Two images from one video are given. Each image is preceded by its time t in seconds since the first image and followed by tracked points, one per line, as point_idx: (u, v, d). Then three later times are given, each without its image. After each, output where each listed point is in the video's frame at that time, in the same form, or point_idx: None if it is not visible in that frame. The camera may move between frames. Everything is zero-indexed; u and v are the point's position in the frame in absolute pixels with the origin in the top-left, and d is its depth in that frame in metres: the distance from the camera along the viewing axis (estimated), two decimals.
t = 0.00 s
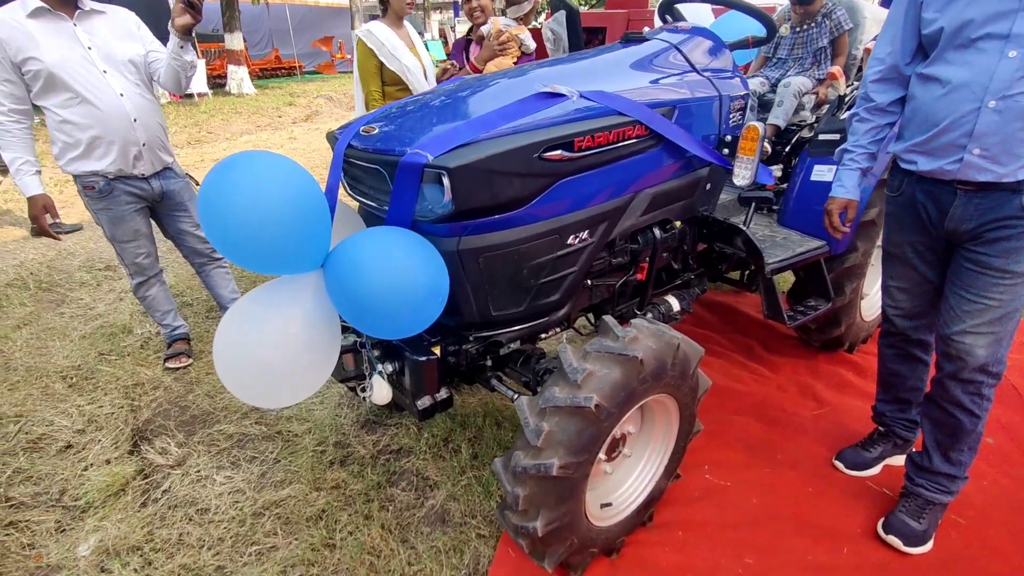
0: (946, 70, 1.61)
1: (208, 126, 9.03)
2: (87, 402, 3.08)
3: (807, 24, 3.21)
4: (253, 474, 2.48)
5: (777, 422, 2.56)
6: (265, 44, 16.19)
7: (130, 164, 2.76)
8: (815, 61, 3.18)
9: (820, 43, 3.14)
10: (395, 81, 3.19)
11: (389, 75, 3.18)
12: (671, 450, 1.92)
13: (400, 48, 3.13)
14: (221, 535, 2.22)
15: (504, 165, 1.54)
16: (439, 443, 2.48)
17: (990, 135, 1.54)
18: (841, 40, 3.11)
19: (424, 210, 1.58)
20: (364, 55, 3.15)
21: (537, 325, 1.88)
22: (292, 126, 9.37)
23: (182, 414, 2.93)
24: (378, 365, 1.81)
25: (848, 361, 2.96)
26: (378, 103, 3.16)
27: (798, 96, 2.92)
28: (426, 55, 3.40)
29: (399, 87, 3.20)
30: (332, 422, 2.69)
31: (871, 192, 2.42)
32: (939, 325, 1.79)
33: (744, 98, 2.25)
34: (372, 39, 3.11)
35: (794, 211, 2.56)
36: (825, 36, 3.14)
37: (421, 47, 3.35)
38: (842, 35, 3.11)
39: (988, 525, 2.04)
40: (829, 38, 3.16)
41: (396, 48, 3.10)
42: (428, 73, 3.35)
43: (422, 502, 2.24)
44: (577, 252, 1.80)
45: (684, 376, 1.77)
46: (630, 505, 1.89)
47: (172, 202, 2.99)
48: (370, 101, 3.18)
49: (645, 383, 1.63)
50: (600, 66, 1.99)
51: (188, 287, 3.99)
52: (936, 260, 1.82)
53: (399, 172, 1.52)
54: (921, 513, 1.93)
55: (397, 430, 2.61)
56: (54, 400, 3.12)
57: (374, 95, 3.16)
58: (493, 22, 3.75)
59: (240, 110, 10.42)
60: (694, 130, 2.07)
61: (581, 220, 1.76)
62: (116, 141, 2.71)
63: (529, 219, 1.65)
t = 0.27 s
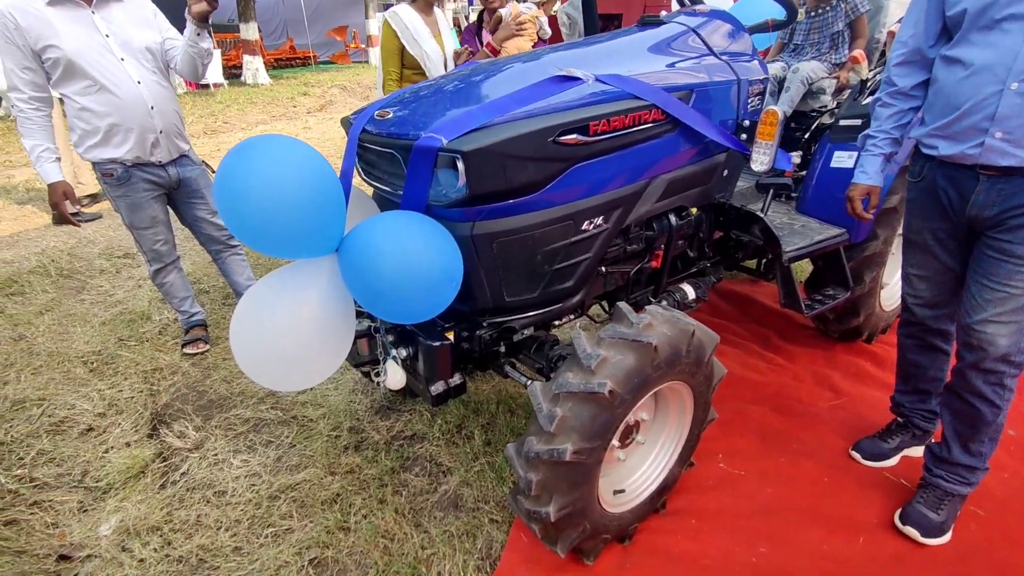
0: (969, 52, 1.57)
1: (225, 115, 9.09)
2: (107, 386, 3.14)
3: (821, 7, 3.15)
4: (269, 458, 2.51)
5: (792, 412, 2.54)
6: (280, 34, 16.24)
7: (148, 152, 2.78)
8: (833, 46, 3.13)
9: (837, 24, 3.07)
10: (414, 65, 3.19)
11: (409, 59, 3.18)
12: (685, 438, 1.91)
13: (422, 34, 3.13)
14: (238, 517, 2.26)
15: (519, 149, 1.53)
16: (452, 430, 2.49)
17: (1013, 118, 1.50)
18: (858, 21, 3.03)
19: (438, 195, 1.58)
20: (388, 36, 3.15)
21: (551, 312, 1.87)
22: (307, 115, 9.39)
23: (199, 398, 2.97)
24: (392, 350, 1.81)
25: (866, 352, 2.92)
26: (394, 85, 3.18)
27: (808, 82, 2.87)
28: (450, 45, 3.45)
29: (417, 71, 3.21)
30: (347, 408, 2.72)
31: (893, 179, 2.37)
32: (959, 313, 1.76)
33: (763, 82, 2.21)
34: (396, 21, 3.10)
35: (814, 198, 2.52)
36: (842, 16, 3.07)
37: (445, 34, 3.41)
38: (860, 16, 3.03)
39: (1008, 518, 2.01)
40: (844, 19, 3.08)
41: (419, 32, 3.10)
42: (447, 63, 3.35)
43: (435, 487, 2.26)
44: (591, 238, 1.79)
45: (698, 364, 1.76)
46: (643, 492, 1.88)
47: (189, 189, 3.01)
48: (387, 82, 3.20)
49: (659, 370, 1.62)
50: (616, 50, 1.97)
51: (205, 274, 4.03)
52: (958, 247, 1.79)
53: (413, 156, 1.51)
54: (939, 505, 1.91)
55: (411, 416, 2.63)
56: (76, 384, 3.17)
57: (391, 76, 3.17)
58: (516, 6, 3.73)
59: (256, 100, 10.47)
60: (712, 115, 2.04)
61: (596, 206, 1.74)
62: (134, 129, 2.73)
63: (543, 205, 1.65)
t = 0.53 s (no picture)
0: (987, 30, 1.54)
1: (235, 105, 9.12)
2: (120, 371, 3.17)
3: None
4: (279, 442, 2.53)
5: (803, 399, 2.52)
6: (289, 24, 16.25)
7: (157, 138, 2.80)
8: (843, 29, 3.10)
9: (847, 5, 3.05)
10: (424, 49, 3.22)
11: (421, 43, 3.21)
12: (694, 423, 1.90)
13: (435, 19, 3.10)
14: (248, 499, 2.28)
15: (528, 129, 1.52)
16: (461, 415, 2.50)
17: None
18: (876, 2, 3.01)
19: (447, 176, 1.57)
20: (401, 20, 3.17)
21: (560, 296, 1.87)
22: (316, 105, 9.40)
23: (210, 383, 2.99)
24: (401, 333, 1.81)
25: (878, 339, 2.89)
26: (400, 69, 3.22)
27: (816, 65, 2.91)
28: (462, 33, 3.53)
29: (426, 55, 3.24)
30: (356, 393, 2.73)
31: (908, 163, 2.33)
32: (974, 298, 1.74)
33: (776, 64, 2.18)
34: (409, 4, 3.07)
35: (827, 183, 2.49)
36: None
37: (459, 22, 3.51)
38: None
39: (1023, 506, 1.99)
40: None
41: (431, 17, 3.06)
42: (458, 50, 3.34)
43: (444, 471, 2.27)
44: (601, 221, 1.78)
45: (709, 348, 1.75)
46: (651, 477, 1.88)
47: (198, 175, 3.02)
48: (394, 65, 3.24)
49: (669, 352, 1.61)
50: (627, 31, 1.95)
51: (215, 261, 4.05)
52: (973, 231, 1.76)
53: (422, 136, 1.50)
54: (952, 491, 1.89)
55: (419, 401, 2.64)
56: (89, 369, 3.21)
57: (398, 61, 3.22)
58: None
59: (266, 89, 10.48)
60: (724, 96, 2.02)
61: (606, 188, 1.73)
62: (143, 115, 2.74)
63: (552, 186, 1.64)
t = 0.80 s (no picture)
0: (993, 12, 1.51)
1: (237, 98, 9.12)
2: (119, 361, 3.17)
3: None
4: (277, 431, 2.53)
5: (803, 390, 2.50)
6: (292, 16, 16.21)
7: (155, 127, 2.79)
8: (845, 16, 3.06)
9: None
10: (420, 39, 3.23)
11: (415, 34, 3.21)
12: (692, 412, 1.89)
13: (429, 7, 3.09)
14: (246, 488, 2.28)
15: (523, 113, 1.50)
16: (458, 405, 2.49)
17: None
18: None
19: (442, 161, 1.56)
20: (393, 9, 3.14)
21: (557, 284, 1.85)
22: (318, 97, 9.38)
23: (209, 373, 2.99)
24: (396, 321, 1.80)
25: (880, 331, 2.87)
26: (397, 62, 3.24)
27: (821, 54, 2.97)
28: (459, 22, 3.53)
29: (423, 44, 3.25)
30: (354, 383, 2.73)
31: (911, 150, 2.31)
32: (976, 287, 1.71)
33: (778, 50, 2.15)
34: None
35: (829, 172, 2.46)
36: None
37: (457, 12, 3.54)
38: None
39: None
40: None
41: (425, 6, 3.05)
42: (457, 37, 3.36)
43: (441, 461, 2.27)
44: (598, 208, 1.76)
45: (706, 336, 1.73)
46: (648, 466, 1.87)
47: (196, 164, 3.02)
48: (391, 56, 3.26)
49: (666, 341, 1.59)
50: (626, 15, 1.92)
51: (215, 252, 4.05)
52: (977, 219, 1.73)
53: (416, 120, 1.49)
54: (952, 482, 1.87)
55: (417, 391, 2.63)
56: (89, 358, 3.22)
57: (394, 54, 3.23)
58: None
59: (268, 82, 10.47)
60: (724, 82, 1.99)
61: (603, 174, 1.71)
62: (140, 103, 2.73)
63: (549, 172, 1.62)
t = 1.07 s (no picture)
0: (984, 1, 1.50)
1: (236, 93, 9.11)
2: (114, 357, 3.17)
3: None
4: (270, 426, 2.54)
5: (796, 386, 2.49)
6: (292, 11, 16.18)
7: (151, 121, 2.78)
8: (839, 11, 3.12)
9: None
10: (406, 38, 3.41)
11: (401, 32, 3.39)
12: (682, 407, 1.89)
13: (413, 4, 3.21)
14: (238, 483, 2.28)
15: (509, 107, 1.50)
16: (451, 400, 2.49)
17: None
18: None
19: (428, 156, 1.55)
20: (378, 11, 3.42)
21: (547, 280, 1.85)
22: (317, 93, 9.37)
23: (203, 368, 3.00)
24: (385, 317, 1.80)
25: (875, 327, 2.86)
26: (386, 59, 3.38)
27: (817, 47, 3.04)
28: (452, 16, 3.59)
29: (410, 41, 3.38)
30: (347, 378, 2.73)
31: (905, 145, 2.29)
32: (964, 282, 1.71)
33: (771, 43, 2.14)
34: None
35: (823, 167, 2.45)
36: None
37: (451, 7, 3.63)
38: None
39: (1016, 494, 1.97)
40: None
41: (406, 4, 3.20)
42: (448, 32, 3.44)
43: (433, 456, 2.27)
44: (587, 204, 1.75)
45: (696, 332, 1.73)
46: (637, 462, 1.87)
47: (192, 158, 3.02)
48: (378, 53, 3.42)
49: (653, 337, 1.59)
50: (617, 8, 1.91)
51: (211, 248, 4.05)
52: (966, 214, 1.73)
53: (402, 115, 1.48)
54: (942, 479, 1.87)
55: (410, 387, 2.63)
56: (85, 354, 3.22)
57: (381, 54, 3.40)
58: None
59: (267, 77, 10.45)
60: (715, 76, 1.98)
61: (591, 170, 1.70)
62: (136, 97, 2.73)
63: (536, 167, 1.61)
